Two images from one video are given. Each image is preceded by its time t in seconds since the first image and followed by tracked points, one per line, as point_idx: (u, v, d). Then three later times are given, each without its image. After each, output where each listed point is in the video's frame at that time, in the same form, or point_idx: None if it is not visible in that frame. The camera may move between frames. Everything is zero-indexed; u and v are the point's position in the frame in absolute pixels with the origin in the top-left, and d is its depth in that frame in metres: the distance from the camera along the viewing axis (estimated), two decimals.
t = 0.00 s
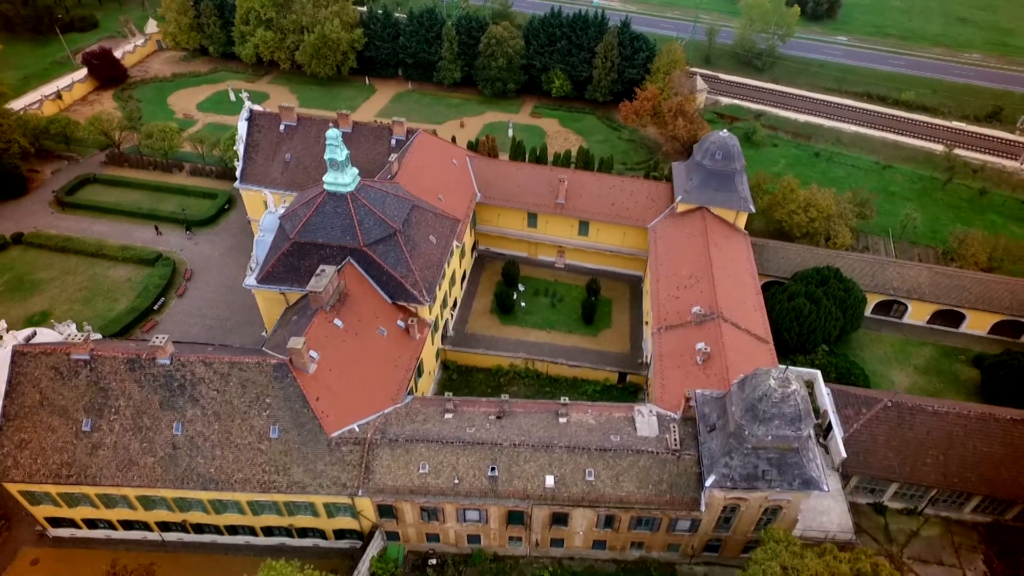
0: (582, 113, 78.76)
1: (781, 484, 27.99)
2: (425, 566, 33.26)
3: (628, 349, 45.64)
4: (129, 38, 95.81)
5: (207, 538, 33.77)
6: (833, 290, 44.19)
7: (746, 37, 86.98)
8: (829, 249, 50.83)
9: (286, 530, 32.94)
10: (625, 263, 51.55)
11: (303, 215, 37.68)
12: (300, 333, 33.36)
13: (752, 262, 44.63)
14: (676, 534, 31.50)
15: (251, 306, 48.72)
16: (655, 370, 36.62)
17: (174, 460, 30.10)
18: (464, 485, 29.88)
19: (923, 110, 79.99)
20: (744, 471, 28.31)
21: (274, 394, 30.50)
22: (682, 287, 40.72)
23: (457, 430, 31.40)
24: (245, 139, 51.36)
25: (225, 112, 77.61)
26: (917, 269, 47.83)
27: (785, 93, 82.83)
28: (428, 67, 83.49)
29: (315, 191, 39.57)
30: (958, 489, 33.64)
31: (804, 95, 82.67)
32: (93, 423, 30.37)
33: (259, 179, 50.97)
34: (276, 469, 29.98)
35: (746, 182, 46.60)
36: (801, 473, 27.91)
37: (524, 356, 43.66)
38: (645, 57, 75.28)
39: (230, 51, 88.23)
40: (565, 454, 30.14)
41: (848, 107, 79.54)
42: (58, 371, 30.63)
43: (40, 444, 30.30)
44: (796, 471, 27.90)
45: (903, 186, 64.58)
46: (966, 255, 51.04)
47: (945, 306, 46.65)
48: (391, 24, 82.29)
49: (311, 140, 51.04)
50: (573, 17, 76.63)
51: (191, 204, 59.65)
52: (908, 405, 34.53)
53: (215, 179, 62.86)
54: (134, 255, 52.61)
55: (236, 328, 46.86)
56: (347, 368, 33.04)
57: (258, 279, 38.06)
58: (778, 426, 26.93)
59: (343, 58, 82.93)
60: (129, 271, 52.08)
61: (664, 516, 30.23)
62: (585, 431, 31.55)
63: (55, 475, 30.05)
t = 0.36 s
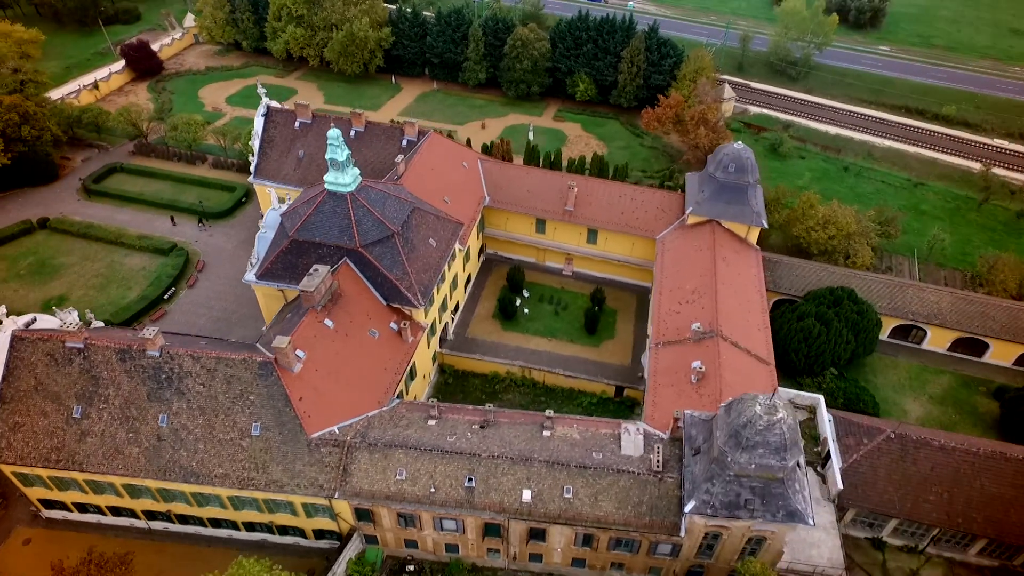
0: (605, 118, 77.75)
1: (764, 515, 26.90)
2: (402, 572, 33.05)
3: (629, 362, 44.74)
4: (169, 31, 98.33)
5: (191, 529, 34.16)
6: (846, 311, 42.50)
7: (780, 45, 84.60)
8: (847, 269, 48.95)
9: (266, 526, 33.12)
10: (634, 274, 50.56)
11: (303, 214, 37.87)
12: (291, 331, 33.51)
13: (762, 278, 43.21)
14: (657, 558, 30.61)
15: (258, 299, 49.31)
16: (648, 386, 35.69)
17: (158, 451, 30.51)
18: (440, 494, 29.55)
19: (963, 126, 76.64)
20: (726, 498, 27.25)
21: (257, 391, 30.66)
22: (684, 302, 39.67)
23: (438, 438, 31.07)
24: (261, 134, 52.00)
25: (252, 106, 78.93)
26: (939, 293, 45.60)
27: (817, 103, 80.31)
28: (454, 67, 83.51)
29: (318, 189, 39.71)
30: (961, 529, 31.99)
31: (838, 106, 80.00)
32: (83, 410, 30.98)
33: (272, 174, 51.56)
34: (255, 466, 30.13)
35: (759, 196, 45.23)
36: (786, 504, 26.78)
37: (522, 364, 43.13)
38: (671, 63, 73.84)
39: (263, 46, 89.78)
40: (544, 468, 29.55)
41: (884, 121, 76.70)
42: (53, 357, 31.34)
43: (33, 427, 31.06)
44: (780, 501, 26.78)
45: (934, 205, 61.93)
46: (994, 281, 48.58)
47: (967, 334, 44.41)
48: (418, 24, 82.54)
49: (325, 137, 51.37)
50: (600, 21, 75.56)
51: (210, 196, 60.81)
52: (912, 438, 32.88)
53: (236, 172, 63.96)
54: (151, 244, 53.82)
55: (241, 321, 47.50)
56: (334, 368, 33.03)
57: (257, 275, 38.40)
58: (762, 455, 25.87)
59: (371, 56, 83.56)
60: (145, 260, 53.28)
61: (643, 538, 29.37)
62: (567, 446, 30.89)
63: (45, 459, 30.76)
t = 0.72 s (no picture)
0: (629, 123, 76.56)
1: (741, 546, 25.90)
2: None
3: (629, 375, 43.80)
4: (207, 24, 100.58)
5: (177, 519, 34.62)
6: (857, 335, 40.79)
7: (817, 53, 81.94)
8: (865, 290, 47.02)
9: (248, 521, 33.35)
10: (641, 285, 49.52)
11: (304, 212, 38.07)
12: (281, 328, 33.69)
13: (770, 296, 41.79)
14: None
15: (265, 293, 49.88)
16: (640, 403, 34.77)
17: (144, 441, 30.99)
18: (415, 502, 29.29)
19: (1006, 145, 73.11)
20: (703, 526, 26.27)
21: (242, 388, 30.89)
22: (684, 318, 38.63)
23: (418, 444, 30.83)
24: (277, 130, 52.57)
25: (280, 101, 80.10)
26: (961, 320, 43.38)
27: (851, 116, 77.61)
28: (480, 68, 83.35)
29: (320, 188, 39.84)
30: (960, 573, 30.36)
31: (873, 120, 77.14)
32: (76, 397, 31.67)
33: (286, 170, 52.11)
34: (236, 462, 30.35)
35: (773, 212, 43.67)
36: (765, 536, 25.72)
37: (518, 372, 42.62)
38: (699, 70, 72.24)
39: (295, 42, 91.11)
40: (521, 481, 29.03)
41: (921, 136, 73.65)
42: (51, 343, 32.12)
43: (28, 410, 31.91)
44: (760, 533, 25.73)
45: (967, 227, 59.18)
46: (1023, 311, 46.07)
47: (988, 365, 42.20)
48: (447, 23, 82.58)
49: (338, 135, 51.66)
50: (628, 25, 74.34)
51: (230, 188, 61.91)
52: (914, 474, 31.33)
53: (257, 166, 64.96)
54: (168, 234, 55.04)
55: (247, 314, 48.14)
56: (321, 368, 33.07)
57: (257, 271, 38.75)
58: (741, 484, 24.88)
59: (398, 55, 83.99)
60: (161, 249, 54.48)
61: (618, 561, 28.58)
62: (547, 460, 30.29)
63: (37, 442, 31.56)
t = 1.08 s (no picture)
0: (653, 130, 75.23)
1: None
2: None
3: (627, 388, 42.87)
4: (244, 19, 102.54)
5: (164, 507, 35.09)
6: (867, 360, 39.04)
7: (853, 63, 79.13)
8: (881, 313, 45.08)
9: (231, 514, 33.59)
10: (648, 296, 48.45)
11: (304, 210, 38.30)
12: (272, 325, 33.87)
13: (777, 316, 40.34)
14: None
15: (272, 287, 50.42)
16: (629, 419, 33.89)
17: (131, 430, 31.47)
18: (388, 508, 29.06)
19: None
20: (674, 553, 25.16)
21: (228, 383, 31.14)
22: (684, 334, 37.52)
23: (397, 449, 30.61)
24: (293, 126, 53.04)
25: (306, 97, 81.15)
26: (983, 350, 41.13)
27: (886, 129, 74.74)
28: (505, 69, 82.98)
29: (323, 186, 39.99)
30: None
31: (909, 134, 74.10)
32: (70, 383, 32.39)
33: (300, 166, 52.59)
34: (217, 456, 30.60)
35: (785, 228, 42.15)
36: (739, 569, 24.49)
37: (513, 379, 42.07)
38: (727, 78, 70.47)
39: (326, 38, 92.17)
40: (495, 494, 28.56)
41: (959, 153, 70.52)
42: (49, 329, 32.90)
43: (25, 393, 32.77)
44: (734, 565, 24.50)
45: (1000, 251, 56.35)
46: None
47: (1009, 400, 39.96)
48: (474, 24, 82.40)
49: (351, 133, 51.87)
50: (656, 30, 72.90)
51: (249, 182, 62.95)
52: (911, 512, 29.71)
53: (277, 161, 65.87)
54: (184, 225, 56.19)
55: (253, 307, 48.72)
56: (308, 367, 33.10)
57: (257, 266, 39.01)
58: (714, 513, 23.84)
59: (425, 54, 84.23)
60: (178, 239, 55.64)
61: None
62: (525, 474, 29.73)
63: (32, 424, 32.39)
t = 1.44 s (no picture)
0: (676, 137, 73.76)
1: None
2: None
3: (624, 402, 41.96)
4: (280, 15, 104.20)
5: (153, 495, 35.61)
6: (874, 387, 37.36)
7: (891, 75, 76.10)
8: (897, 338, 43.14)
9: (214, 507, 33.89)
10: (654, 309, 47.33)
11: (304, 207, 38.61)
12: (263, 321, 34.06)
13: (782, 336, 38.89)
14: None
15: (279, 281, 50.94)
16: (616, 435, 33.05)
17: (119, 418, 32.01)
18: (361, 512, 28.89)
19: None
20: None
21: (213, 377, 31.40)
22: (680, 350, 36.44)
23: (375, 453, 30.42)
24: (308, 123, 53.51)
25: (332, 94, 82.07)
26: (1002, 382, 38.94)
27: (921, 144, 71.75)
28: (531, 71, 82.45)
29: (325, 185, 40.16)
30: None
31: (946, 150, 70.97)
32: (66, 368, 33.12)
33: (313, 162, 52.98)
34: (199, 449, 30.88)
35: (796, 245, 40.64)
36: None
37: (507, 387, 41.57)
38: (754, 87, 68.55)
39: (356, 35, 93.00)
40: (467, 504, 28.14)
41: (998, 173, 67.20)
42: (49, 315, 33.72)
43: (24, 376, 33.67)
44: None
45: None
46: None
47: None
48: (501, 25, 82.02)
49: (364, 131, 52.01)
50: (683, 35, 71.35)
51: (268, 175, 63.82)
52: (903, 551, 29.04)
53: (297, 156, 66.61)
54: (200, 217, 57.24)
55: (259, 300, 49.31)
56: (295, 365, 33.20)
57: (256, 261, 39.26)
58: (681, 541, 22.88)
59: (451, 54, 84.26)
60: (194, 230, 56.72)
61: None
62: (500, 486, 29.21)
63: (28, 407, 33.26)
